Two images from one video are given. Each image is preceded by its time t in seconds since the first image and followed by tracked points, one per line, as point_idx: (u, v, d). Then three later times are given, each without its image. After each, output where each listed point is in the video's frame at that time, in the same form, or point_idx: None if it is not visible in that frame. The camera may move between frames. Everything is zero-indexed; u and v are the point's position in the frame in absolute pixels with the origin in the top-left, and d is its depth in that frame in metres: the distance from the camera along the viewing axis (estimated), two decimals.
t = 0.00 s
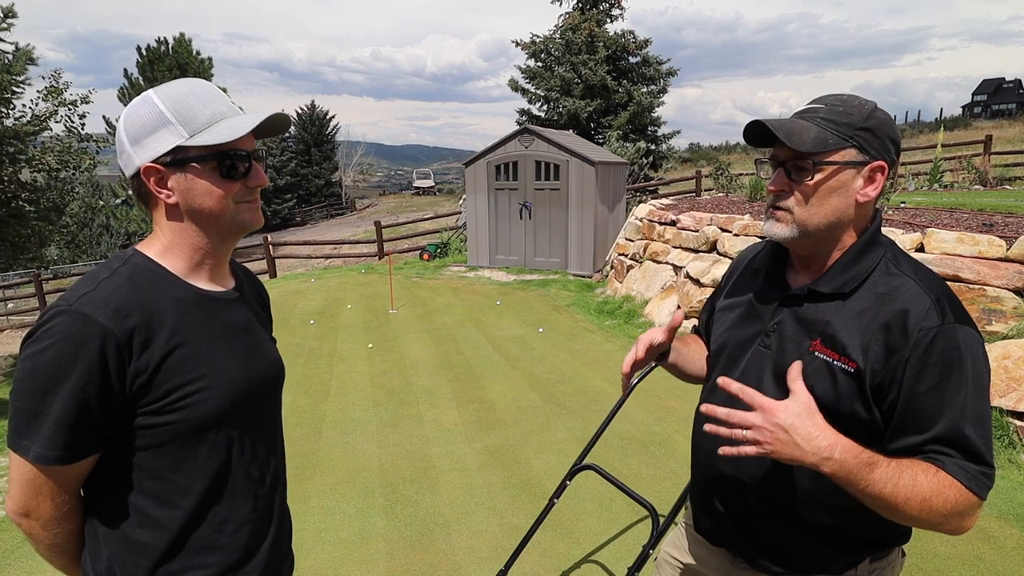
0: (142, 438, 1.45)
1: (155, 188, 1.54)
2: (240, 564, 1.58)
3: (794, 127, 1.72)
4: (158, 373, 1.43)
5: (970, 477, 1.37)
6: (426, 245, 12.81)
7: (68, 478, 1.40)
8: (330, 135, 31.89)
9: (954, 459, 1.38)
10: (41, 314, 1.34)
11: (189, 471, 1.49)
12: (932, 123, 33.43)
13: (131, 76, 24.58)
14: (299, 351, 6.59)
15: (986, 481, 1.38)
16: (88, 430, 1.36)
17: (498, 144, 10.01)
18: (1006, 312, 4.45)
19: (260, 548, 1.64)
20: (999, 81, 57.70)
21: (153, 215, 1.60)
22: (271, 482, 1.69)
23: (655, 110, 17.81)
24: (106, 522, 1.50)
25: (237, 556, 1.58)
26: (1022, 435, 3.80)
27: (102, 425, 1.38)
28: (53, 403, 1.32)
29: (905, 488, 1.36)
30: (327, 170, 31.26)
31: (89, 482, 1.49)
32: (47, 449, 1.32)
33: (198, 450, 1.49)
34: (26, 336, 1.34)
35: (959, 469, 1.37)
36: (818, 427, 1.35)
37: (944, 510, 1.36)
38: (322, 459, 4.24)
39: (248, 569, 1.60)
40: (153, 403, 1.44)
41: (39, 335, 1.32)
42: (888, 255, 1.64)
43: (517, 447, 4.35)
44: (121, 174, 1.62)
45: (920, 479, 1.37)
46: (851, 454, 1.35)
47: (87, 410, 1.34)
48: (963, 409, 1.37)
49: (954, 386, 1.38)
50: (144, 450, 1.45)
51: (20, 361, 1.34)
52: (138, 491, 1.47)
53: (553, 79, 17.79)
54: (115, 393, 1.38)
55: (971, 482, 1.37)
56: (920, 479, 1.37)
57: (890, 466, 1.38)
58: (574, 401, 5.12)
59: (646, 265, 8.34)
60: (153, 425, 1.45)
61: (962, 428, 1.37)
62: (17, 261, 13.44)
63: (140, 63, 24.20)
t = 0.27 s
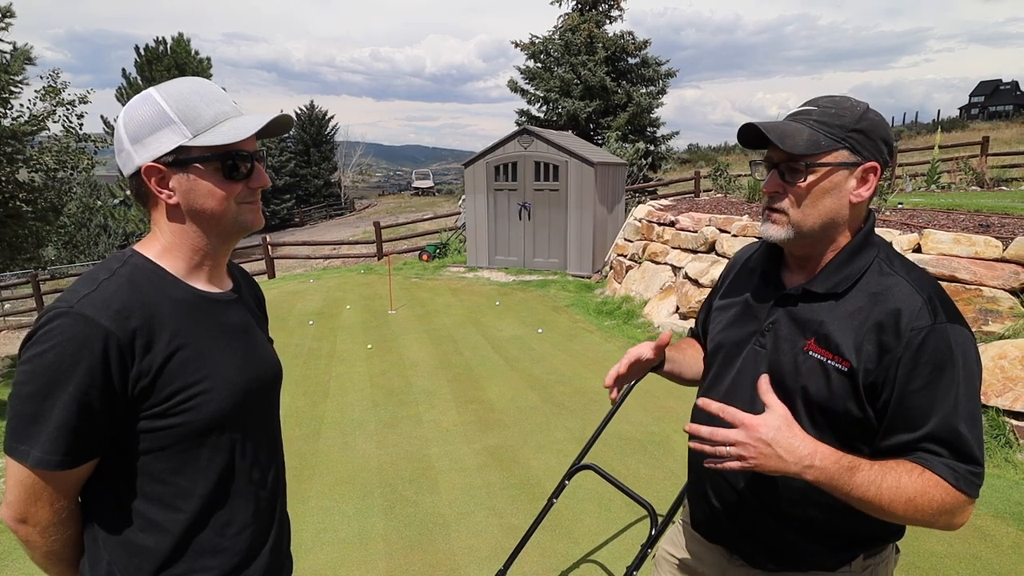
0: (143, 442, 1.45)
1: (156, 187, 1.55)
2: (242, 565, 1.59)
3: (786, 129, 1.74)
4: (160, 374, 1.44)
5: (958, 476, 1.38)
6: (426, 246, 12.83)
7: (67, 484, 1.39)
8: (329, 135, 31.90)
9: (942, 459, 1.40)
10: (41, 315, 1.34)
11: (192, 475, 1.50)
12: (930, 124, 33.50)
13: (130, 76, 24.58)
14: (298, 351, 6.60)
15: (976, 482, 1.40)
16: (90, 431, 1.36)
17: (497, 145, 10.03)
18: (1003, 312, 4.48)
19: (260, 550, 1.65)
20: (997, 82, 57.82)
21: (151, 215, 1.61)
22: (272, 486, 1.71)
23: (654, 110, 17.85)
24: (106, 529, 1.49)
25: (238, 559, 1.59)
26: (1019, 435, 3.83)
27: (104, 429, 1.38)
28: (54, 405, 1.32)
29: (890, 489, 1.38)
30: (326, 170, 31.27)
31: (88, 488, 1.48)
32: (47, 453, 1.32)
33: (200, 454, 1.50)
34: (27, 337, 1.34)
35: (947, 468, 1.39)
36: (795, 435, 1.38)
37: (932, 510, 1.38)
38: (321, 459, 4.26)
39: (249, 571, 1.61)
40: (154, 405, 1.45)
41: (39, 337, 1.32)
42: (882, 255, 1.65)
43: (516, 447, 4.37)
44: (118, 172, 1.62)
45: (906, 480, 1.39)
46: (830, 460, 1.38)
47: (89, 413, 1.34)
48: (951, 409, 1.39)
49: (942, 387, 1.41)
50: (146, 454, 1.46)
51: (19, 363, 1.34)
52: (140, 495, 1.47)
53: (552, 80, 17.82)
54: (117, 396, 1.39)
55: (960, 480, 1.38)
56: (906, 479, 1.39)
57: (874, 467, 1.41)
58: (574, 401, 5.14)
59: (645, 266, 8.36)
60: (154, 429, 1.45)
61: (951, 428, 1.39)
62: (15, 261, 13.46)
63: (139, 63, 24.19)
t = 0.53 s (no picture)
0: (140, 445, 1.44)
1: (162, 189, 1.54)
2: (239, 570, 1.59)
3: (769, 128, 1.78)
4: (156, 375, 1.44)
5: (946, 475, 1.40)
6: (425, 246, 12.84)
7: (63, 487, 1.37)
8: (328, 136, 31.91)
9: (929, 457, 1.42)
10: (39, 315, 1.34)
11: (189, 478, 1.49)
12: (929, 125, 33.53)
13: (129, 77, 24.59)
14: (298, 352, 6.60)
15: (966, 481, 1.41)
16: (84, 433, 1.34)
17: (497, 145, 10.04)
18: (1002, 312, 4.48)
19: (258, 556, 1.65)
20: (996, 82, 57.87)
21: (153, 216, 1.60)
22: (271, 490, 1.71)
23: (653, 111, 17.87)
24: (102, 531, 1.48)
25: (235, 564, 1.59)
26: (1018, 435, 3.83)
27: (100, 429, 1.37)
28: (48, 404, 1.30)
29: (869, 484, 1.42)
30: (325, 171, 31.27)
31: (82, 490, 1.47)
32: (38, 453, 1.30)
33: (197, 457, 1.50)
34: (24, 336, 1.34)
35: (933, 467, 1.41)
36: (779, 424, 1.44)
37: (913, 506, 1.40)
38: (321, 460, 4.26)
39: None
40: (151, 406, 1.44)
41: (37, 335, 1.32)
42: (880, 255, 1.65)
43: (516, 447, 4.37)
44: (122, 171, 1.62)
45: (889, 478, 1.42)
46: (808, 445, 1.44)
47: (86, 413, 1.33)
48: (944, 408, 1.40)
49: (936, 387, 1.41)
50: (143, 457, 1.45)
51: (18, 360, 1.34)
52: (136, 499, 1.46)
53: (552, 80, 17.83)
54: (113, 396, 1.38)
55: (944, 480, 1.40)
56: (889, 477, 1.42)
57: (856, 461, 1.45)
58: (573, 402, 5.14)
59: (644, 266, 8.37)
60: (151, 430, 1.44)
61: (943, 427, 1.40)
62: (15, 262, 13.49)
63: (139, 64, 24.20)
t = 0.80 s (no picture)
0: (131, 447, 1.43)
1: (159, 185, 1.54)
2: (239, 571, 1.59)
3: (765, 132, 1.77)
4: (147, 374, 1.43)
5: (933, 472, 1.39)
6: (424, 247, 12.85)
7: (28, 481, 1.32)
8: (327, 137, 31.92)
9: (917, 453, 1.41)
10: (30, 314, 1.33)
11: (183, 479, 1.48)
12: (927, 125, 33.58)
13: (127, 79, 24.61)
14: (297, 353, 6.60)
15: (956, 479, 1.39)
16: (71, 434, 1.32)
17: (496, 146, 10.03)
18: (1001, 312, 4.48)
19: (257, 558, 1.65)
20: (995, 82, 57.93)
21: (148, 215, 1.59)
22: (269, 491, 1.71)
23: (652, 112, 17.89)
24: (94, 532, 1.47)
25: (234, 566, 1.59)
26: (1018, 435, 3.84)
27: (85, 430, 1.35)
28: (25, 402, 1.27)
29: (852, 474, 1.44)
30: (324, 172, 31.28)
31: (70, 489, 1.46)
32: (12, 449, 1.27)
33: (191, 458, 1.49)
34: (12, 336, 1.32)
35: (921, 463, 1.40)
36: (769, 405, 1.50)
37: (896, 501, 1.41)
38: (320, 461, 4.25)
39: None
40: (142, 407, 1.43)
41: (26, 334, 1.30)
42: (879, 255, 1.65)
43: (516, 448, 4.37)
44: (113, 171, 1.59)
45: (874, 471, 1.42)
46: (795, 431, 1.48)
47: (68, 413, 1.31)
48: (933, 403, 1.40)
49: (925, 382, 1.41)
50: (135, 459, 1.44)
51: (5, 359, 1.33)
52: (130, 500, 1.45)
53: (550, 81, 17.84)
54: (103, 397, 1.36)
55: (929, 477, 1.39)
56: (874, 470, 1.43)
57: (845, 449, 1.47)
58: (573, 402, 5.14)
59: (643, 266, 8.37)
60: (142, 432, 1.43)
61: (933, 424, 1.40)
62: (13, 263, 13.60)
63: (137, 65, 24.20)
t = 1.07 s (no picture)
0: (130, 445, 1.43)
1: (163, 182, 1.53)
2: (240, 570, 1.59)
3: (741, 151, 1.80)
4: (148, 373, 1.43)
5: (932, 479, 1.40)
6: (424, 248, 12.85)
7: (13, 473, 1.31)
8: (326, 138, 31.91)
9: (916, 459, 1.43)
10: (29, 312, 1.33)
11: (183, 477, 1.48)
12: (927, 125, 33.58)
13: (126, 79, 24.59)
14: (297, 354, 6.60)
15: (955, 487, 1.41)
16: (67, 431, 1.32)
17: (495, 146, 10.03)
18: (1000, 312, 4.48)
19: (259, 555, 1.66)
20: (993, 82, 57.98)
21: (148, 214, 1.58)
22: (268, 489, 1.71)
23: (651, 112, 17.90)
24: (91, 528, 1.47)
25: (236, 564, 1.59)
26: (1016, 434, 3.85)
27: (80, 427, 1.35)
28: (19, 399, 1.27)
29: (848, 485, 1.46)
30: (324, 172, 31.28)
31: (67, 485, 1.46)
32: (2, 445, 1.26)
33: (191, 457, 1.48)
34: (9, 334, 1.32)
35: (919, 469, 1.41)
36: (762, 426, 1.52)
37: (894, 509, 1.42)
38: (320, 461, 4.26)
39: None
40: (142, 406, 1.42)
41: (23, 333, 1.29)
42: (880, 257, 1.65)
43: (516, 448, 4.38)
44: (114, 170, 1.58)
45: (871, 482, 1.44)
46: (787, 451, 1.50)
47: (63, 410, 1.31)
48: (934, 409, 1.40)
49: (926, 389, 1.42)
50: (134, 457, 1.43)
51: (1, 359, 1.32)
52: (130, 498, 1.45)
53: (550, 82, 17.85)
54: (101, 395, 1.36)
55: (927, 485, 1.41)
56: (870, 481, 1.44)
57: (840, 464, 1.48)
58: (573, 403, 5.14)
59: (642, 267, 8.38)
60: (141, 431, 1.43)
61: (933, 430, 1.41)
62: (12, 264, 13.61)
63: (136, 66, 24.18)
